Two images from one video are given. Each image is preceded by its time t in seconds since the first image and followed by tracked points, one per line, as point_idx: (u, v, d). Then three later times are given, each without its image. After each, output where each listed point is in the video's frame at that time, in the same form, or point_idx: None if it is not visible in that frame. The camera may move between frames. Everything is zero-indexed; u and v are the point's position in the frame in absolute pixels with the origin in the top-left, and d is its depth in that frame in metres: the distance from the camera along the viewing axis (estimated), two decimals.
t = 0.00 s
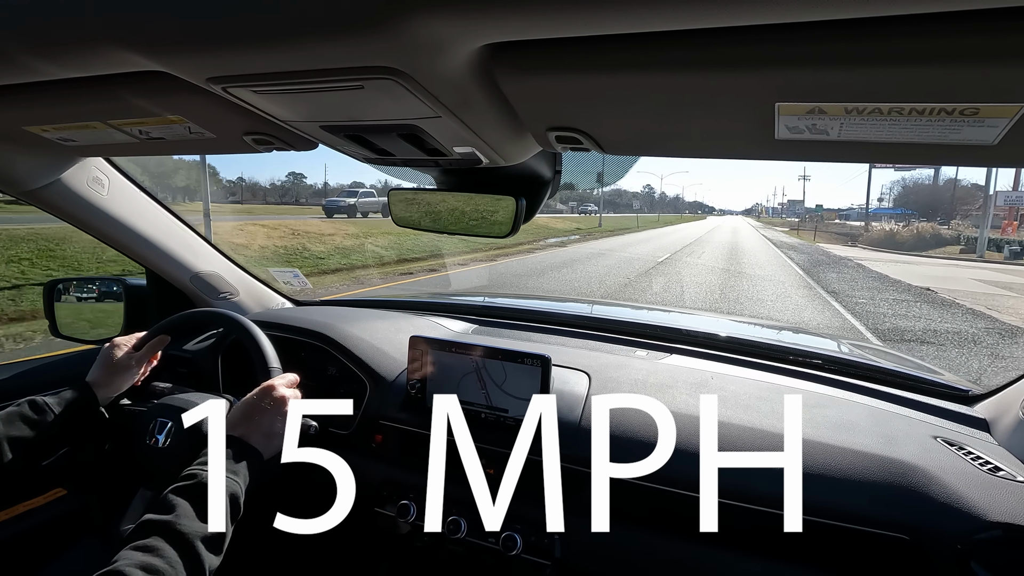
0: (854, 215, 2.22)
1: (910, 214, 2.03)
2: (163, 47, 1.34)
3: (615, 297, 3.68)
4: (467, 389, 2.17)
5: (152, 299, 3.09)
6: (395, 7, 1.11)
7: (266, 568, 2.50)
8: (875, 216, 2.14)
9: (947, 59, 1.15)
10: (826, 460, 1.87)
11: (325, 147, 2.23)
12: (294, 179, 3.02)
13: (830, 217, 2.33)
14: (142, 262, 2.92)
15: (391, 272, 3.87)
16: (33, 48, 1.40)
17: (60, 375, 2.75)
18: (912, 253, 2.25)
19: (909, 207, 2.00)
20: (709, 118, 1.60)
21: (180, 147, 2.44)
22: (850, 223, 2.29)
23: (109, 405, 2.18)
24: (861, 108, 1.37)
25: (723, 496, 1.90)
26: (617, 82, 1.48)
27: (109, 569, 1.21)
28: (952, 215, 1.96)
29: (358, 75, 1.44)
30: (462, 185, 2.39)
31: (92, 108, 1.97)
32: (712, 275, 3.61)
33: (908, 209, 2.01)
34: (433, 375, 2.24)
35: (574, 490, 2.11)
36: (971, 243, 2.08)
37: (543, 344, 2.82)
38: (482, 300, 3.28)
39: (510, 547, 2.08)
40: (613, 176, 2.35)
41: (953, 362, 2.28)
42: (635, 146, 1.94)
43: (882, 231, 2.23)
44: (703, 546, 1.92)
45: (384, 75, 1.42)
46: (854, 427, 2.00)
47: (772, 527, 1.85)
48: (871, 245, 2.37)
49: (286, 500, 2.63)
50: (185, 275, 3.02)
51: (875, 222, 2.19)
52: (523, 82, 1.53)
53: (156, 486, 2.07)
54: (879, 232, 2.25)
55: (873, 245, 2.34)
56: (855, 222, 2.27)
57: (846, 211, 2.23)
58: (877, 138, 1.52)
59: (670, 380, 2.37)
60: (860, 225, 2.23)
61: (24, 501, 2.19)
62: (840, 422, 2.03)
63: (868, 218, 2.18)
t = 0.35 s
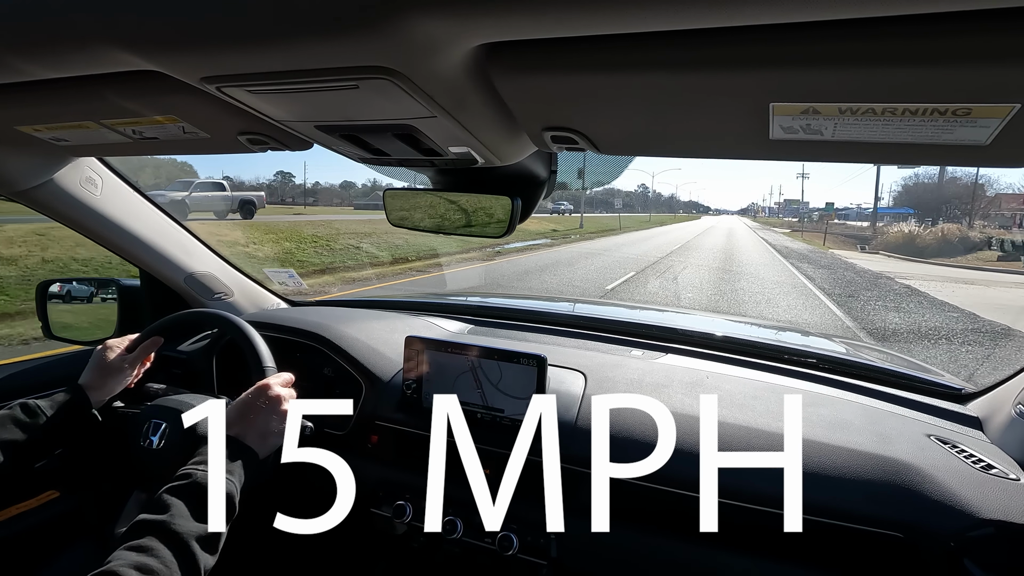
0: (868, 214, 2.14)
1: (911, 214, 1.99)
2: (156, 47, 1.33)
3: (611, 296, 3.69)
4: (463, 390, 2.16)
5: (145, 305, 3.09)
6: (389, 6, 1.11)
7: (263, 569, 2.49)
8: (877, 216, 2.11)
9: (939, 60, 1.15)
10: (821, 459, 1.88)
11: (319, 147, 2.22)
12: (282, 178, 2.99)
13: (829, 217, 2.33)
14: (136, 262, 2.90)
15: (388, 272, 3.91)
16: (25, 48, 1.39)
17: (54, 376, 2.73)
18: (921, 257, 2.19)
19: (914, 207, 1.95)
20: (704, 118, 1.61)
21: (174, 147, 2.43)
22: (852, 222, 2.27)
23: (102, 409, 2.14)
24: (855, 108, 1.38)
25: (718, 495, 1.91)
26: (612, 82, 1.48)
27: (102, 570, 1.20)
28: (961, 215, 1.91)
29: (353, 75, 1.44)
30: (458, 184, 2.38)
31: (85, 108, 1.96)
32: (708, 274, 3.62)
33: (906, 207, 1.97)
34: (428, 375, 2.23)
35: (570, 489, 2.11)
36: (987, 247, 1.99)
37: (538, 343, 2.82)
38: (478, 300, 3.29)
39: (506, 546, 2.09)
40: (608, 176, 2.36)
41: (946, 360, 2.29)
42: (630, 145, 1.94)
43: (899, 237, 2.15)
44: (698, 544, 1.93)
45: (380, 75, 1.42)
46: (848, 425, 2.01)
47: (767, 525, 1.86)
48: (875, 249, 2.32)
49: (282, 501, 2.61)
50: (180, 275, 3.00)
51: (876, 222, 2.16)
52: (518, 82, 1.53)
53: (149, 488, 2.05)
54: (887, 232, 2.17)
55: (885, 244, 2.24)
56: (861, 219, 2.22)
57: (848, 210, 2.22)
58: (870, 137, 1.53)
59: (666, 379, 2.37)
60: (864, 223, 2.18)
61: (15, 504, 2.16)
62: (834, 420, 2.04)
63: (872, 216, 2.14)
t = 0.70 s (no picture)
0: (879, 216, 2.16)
1: (916, 215, 2.01)
2: (149, 45, 1.32)
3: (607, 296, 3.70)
4: (459, 390, 2.16)
5: (138, 301, 3.08)
6: (384, 6, 1.11)
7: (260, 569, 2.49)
8: (882, 215, 2.13)
9: (933, 60, 1.16)
10: (816, 458, 1.89)
11: (315, 147, 2.22)
12: (272, 177, 2.97)
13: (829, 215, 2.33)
14: (130, 263, 2.89)
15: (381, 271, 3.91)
16: (17, 46, 1.38)
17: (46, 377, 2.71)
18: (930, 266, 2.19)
19: (920, 207, 1.96)
20: (699, 118, 1.61)
21: (169, 147, 2.42)
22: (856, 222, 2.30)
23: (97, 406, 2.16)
24: (849, 108, 1.38)
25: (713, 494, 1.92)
26: (607, 82, 1.48)
27: None
28: (973, 218, 1.91)
29: (349, 74, 1.43)
30: (455, 185, 2.38)
31: (78, 107, 1.95)
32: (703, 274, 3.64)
33: (908, 207, 2.00)
34: (424, 375, 2.23)
35: (566, 489, 2.12)
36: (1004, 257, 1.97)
37: (535, 344, 2.82)
38: (474, 300, 3.28)
39: (502, 546, 2.09)
40: (605, 176, 2.35)
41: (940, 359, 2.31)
42: (626, 145, 1.94)
43: (905, 237, 2.18)
44: (695, 544, 1.93)
45: (375, 74, 1.41)
46: (843, 424, 2.01)
47: (764, 524, 1.87)
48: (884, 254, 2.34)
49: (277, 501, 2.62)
50: (174, 275, 3.00)
51: (880, 223, 2.20)
52: (514, 82, 1.53)
53: (143, 489, 2.04)
54: (906, 236, 2.17)
55: (904, 252, 2.24)
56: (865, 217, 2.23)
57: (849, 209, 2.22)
58: (865, 138, 1.54)
59: (662, 379, 2.37)
60: (870, 223, 2.21)
61: (6, 507, 2.14)
62: (830, 419, 2.05)
63: (879, 217, 2.17)
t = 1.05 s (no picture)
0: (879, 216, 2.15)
1: (921, 214, 2.01)
2: (146, 46, 1.32)
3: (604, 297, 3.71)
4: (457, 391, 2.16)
5: (134, 302, 3.08)
6: (382, 7, 1.11)
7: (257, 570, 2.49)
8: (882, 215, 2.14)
9: (930, 61, 1.16)
10: (813, 458, 1.89)
11: (312, 148, 2.21)
12: (260, 176, 2.94)
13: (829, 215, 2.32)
14: (125, 263, 2.88)
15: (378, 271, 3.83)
16: (13, 46, 1.38)
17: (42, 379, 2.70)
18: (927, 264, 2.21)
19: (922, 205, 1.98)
20: (697, 118, 1.61)
21: (164, 147, 2.41)
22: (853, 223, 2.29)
23: (95, 407, 2.20)
24: (846, 109, 1.39)
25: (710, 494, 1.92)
26: (605, 83, 1.48)
27: None
28: (981, 219, 1.90)
29: (346, 75, 1.43)
30: (453, 185, 2.38)
31: (73, 107, 1.94)
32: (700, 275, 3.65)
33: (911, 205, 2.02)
34: (422, 376, 2.23)
35: (565, 490, 2.11)
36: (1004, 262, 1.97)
37: (533, 344, 2.82)
38: (471, 301, 3.28)
39: (500, 547, 2.06)
40: (603, 176, 2.35)
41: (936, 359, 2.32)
42: (624, 146, 1.94)
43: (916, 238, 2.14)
44: (693, 545, 1.93)
45: (372, 74, 1.41)
46: (840, 425, 2.02)
47: (761, 525, 1.87)
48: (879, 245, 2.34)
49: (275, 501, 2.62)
50: (171, 276, 2.99)
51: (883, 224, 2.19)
52: (512, 83, 1.53)
53: (139, 491, 2.02)
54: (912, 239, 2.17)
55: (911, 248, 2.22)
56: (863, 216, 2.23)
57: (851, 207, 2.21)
58: (862, 139, 1.54)
59: (660, 380, 2.38)
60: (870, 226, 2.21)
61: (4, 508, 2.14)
62: (827, 420, 2.05)
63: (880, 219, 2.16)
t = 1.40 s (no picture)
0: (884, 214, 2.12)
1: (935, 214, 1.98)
2: (144, 45, 1.32)
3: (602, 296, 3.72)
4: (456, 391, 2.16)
5: (133, 301, 3.06)
6: (380, 6, 1.11)
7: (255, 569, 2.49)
8: (891, 214, 2.10)
9: (928, 61, 1.16)
10: (812, 458, 1.89)
11: (310, 148, 2.21)
12: (248, 175, 3.01)
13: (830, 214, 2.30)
14: (123, 263, 2.87)
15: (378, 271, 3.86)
16: (10, 45, 1.38)
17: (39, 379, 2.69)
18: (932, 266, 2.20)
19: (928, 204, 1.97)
20: (695, 118, 1.61)
21: (162, 147, 2.41)
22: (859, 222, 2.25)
23: (92, 408, 2.19)
24: (844, 109, 1.39)
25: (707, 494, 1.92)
26: (603, 83, 1.48)
27: None
28: (988, 219, 1.90)
29: (345, 75, 1.43)
30: (452, 185, 2.38)
31: (70, 107, 1.94)
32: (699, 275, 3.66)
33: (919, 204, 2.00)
34: (421, 376, 2.23)
35: (564, 490, 2.12)
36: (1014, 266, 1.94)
37: (531, 344, 2.82)
38: (470, 301, 3.28)
39: (499, 547, 2.06)
40: (601, 176, 2.36)
41: (934, 359, 2.32)
42: (623, 146, 1.94)
43: (946, 242, 2.06)
44: (690, 544, 1.94)
45: (371, 74, 1.41)
46: (838, 424, 2.02)
47: (759, 525, 1.87)
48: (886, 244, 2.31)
49: (274, 500, 2.62)
50: (168, 276, 2.98)
51: (891, 223, 2.15)
52: (510, 82, 1.53)
53: (138, 491, 2.02)
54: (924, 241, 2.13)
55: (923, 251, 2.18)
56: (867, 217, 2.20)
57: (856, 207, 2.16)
58: (859, 138, 1.54)
59: (658, 379, 2.38)
60: (881, 224, 2.16)
61: (3, 509, 2.11)
62: (826, 419, 2.05)
63: (893, 219, 2.12)
